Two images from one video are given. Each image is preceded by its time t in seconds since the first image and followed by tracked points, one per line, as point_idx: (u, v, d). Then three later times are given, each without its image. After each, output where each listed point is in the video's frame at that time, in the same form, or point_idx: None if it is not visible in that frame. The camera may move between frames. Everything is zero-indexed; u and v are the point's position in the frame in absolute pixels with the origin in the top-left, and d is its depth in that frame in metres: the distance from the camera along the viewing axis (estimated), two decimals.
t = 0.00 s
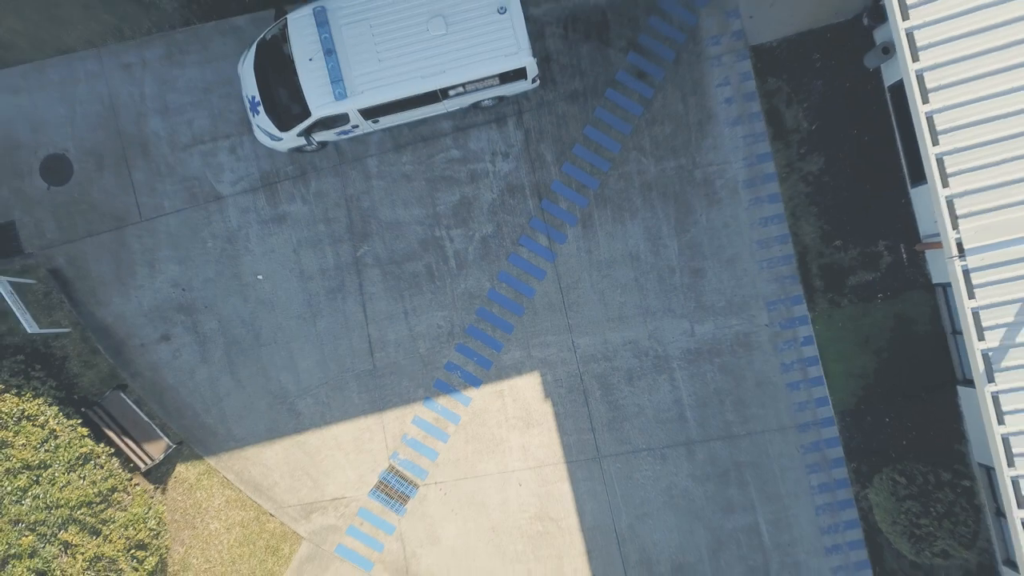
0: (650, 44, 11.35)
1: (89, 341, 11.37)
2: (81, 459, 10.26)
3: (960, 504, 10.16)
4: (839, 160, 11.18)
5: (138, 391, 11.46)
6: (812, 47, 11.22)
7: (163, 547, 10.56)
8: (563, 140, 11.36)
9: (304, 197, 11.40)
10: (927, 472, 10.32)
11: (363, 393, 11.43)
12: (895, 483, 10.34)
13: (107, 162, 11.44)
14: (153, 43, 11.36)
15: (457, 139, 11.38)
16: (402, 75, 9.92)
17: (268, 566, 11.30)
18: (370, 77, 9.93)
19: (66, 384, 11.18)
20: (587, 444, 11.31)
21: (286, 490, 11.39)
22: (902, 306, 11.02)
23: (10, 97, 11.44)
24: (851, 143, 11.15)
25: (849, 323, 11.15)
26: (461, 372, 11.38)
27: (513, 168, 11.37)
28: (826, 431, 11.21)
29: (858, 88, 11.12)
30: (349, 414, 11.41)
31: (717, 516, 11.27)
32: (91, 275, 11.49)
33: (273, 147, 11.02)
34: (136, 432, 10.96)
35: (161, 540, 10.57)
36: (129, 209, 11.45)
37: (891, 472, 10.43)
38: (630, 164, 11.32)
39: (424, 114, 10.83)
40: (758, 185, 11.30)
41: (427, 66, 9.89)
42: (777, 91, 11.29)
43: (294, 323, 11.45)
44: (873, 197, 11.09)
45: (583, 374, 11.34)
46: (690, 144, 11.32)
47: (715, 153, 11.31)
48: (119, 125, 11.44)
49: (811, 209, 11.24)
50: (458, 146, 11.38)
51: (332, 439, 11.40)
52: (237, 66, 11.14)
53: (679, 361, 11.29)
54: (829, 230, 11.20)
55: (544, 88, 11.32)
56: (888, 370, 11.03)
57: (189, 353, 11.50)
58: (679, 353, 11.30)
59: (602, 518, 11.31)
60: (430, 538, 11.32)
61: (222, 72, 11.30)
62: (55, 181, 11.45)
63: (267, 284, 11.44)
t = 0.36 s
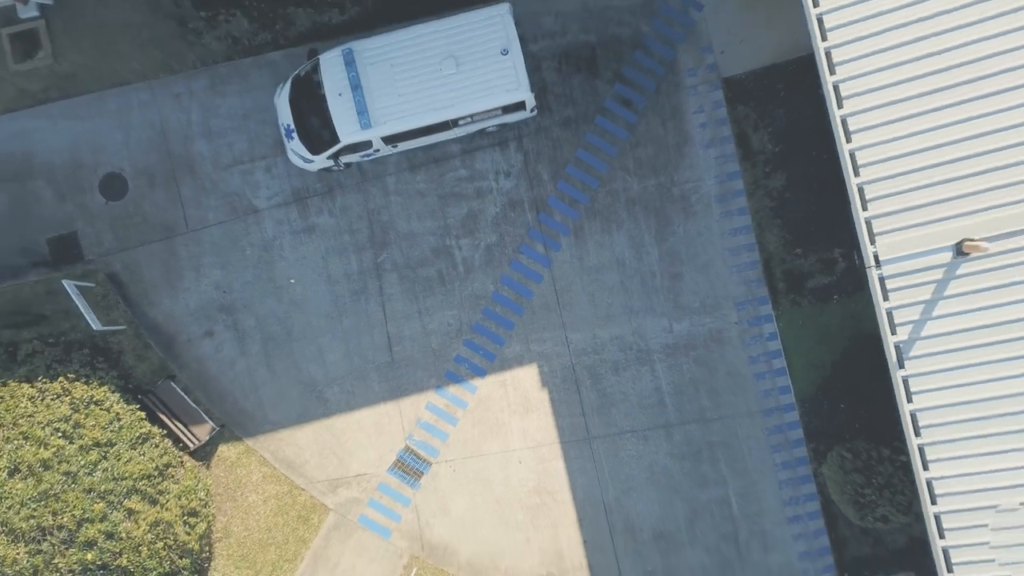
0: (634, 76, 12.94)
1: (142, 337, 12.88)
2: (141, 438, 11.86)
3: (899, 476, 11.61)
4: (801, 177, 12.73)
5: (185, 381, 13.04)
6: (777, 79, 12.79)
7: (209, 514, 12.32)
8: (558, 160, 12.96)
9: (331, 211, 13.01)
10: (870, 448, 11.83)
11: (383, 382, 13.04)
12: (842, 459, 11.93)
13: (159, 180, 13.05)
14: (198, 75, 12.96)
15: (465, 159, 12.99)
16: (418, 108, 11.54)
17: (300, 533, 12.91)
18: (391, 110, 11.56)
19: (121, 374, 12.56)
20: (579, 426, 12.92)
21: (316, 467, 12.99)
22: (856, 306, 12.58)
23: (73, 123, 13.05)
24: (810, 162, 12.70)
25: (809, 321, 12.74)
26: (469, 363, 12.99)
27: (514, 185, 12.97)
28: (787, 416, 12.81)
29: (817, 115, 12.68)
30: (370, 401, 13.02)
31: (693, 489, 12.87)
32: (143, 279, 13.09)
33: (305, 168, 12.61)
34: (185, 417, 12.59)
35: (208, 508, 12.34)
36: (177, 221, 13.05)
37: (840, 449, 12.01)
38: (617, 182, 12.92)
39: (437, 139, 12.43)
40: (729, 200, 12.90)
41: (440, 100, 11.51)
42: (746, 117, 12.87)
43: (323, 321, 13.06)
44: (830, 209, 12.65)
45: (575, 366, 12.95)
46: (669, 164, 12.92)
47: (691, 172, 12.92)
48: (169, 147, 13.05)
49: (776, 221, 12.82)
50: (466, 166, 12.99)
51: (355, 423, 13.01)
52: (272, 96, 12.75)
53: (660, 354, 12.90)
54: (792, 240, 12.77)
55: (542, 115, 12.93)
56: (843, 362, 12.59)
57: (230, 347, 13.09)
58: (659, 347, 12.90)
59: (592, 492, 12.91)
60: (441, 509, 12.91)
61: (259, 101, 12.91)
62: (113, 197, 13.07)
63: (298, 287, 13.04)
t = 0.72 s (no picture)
0: (620, 99, 14.58)
1: (183, 330, 14.55)
2: (186, 418, 13.52)
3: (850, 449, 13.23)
4: (768, 189, 14.38)
5: (221, 369, 14.67)
6: (746, 101, 14.45)
7: (245, 486, 13.95)
8: (552, 174, 14.62)
9: (351, 218, 14.66)
10: (826, 426, 13.44)
11: (397, 370, 14.69)
12: (802, 435, 13.57)
13: (198, 191, 14.70)
14: (233, 99, 14.60)
15: (469, 173, 14.65)
16: (429, 129, 13.20)
17: (323, 504, 14.57)
18: (406, 132, 13.24)
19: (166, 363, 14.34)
20: (571, 409, 14.58)
21: (338, 445, 14.63)
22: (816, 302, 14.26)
23: (122, 141, 14.69)
24: (776, 175, 14.36)
25: (775, 316, 14.39)
26: (473, 354, 14.64)
27: (514, 195, 14.63)
28: (755, 399, 14.47)
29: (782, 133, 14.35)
30: (385, 387, 14.67)
31: (672, 465, 14.52)
32: (184, 279, 14.73)
33: (328, 180, 14.25)
34: (223, 401, 14.13)
35: (244, 481, 13.97)
36: (214, 228, 14.70)
37: (800, 427, 13.64)
38: (604, 193, 14.58)
39: (445, 156, 14.08)
40: (704, 209, 14.55)
41: (448, 122, 13.16)
42: (719, 136, 14.51)
43: (343, 316, 14.71)
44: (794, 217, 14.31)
45: (568, 355, 14.60)
46: (650, 176, 14.58)
47: (671, 183, 14.57)
48: (207, 162, 14.70)
49: (746, 227, 14.45)
50: (471, 178, 14.64)
51: (372, 406, 14.66)
52: (299, 117, 14.40)
53: (642, 345, 14.55)
54: (760, 244, 14.41)
55: (538, 133, 14.58)
56: (805, 352, 14.27)
57: (260, 339, 14.73)
58: (642, 339, 14.56)
59: (583, 467, 14.56)
60: (449, 483, 14.56)
61: (287, 122, 14.57)
62: (157, 206, 14.72)
63: (322, 286, 14.70)
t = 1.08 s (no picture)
0: (610, 113, 16.27)
1: (219, 319, 16.20)
2: (224, 396, 15.23)
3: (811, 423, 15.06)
4: (741, 193, 16.11)
5: (253, 355, 16.37)
6: (723, 115, 16.17)
7: (276, 457, 15.63)
8: (549, 179, 16.32)
9: (369, 219, 16.37)
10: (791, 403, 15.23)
11: (410, 355, 16.39)
12: (771, 411, 15.32)
13: (232, 195, 16.41)
14: (263, 112, 16.29)
15: (475, 178, 16.35)
16: (440, 141, 14.90)
17: (344, 475, 16.26)
18: (420, 143, 14.94)
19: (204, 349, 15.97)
20: (566, 389, 16.29)
21: (357, 423, 16.33)
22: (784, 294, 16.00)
23: (163, 150, 16.38)
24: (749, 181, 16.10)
25: (748, 306, 16.12)
26: (479, 340, 16.34)
27: (515, 198, 16.33)
28: (730, 381, 16.18)
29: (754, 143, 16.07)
30: (400, 370, 16.37)
31: (657, 440, 16.23)
32: (219, 274, 16.43)
33: (349, 185, 15.95)
34: (255, 382, 15.82)
35: (275, 453, 15.64)
36: (247, 227, 16.40)
37: (769, 404, 15.39)
38: (596, 196, 16.29)
39: (454, 164, 15.77)
40: (685, 211, 16.25)
41: (457, 135, 14.86)
42: (698, 145, 16.21)
43: (362, 307, 16.41)
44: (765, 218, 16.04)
45: (563, 342, 16.31)
46: (637, 181, 16.29)
47: (656, 188, 16.27)
48: (240, 169, 16.40)
49: (723, 227, 16.16)
50: (476, 183, 16.35)
51: (388, 388, 16.36)
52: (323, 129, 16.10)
53: (630, 332, 16.26)
54: (735, 242, 16.13)
55: (536, 143, 16.29)
56: (774, 338, 16.00)
57: (288, 328, 16.42)
58: (630, 327, 16.27)
59: (577, 442, 16.26)
60: (457, 456, 16.26)
61: (312, 133, 16.28)
62: (195, 209, 16.42)
63: (343, 280, 16.40)
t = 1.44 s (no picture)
0: (606, 126, 18.00)
1: (252, 312, 17.95)
2: (260, 381, 16.97)
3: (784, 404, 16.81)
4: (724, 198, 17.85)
5: (283, 345, 18.11)
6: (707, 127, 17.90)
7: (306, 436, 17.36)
8: (550, 185, 18.05)
9: (387, 222, 18.10)
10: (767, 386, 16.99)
11: (425, 345, 18.13)
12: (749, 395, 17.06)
13: (264, 200, 18.14)
14: (292, 125, 17.99)
15: (484, 185, 18.07)
16: (453, 153, 16.64)
17: (366, 453, 18.01)
18: (434, 154, 16.68)
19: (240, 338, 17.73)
20: (566, 376, 18.03)
21: (377, 406, 18.08)
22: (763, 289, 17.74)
23: (202, 159, 18.09)
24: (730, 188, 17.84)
25: (730, 300, 17.87)
26: (487, 331, 18.08)
27: (520, 203, 18.06)
28: (713, 368, 17.92)
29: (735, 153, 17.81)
30: (416, 359, 18.11)
31: (648, 422, 17.96)
32: (252, 271, 18.16)
33: (370, 191, 17.68)
34: (285, 368, 17.56)
35: (305, 432, 17.37)
36: (277, 229, 18.14)
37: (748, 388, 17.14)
38: (593, 201, 18.02)
39: (464, 172, 17.51)
40: (674, 214, 17.97)
41: (468, 147, 16.59)
42: (686, 155, 17.93)
43: (382, 301, 18.14)
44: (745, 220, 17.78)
45: (563, 333, 18.05)
46: (630, 188, 18.01)
47: (647, 193, 18.00)
48: (271, 176, 18.12)
49: (708, 229, 17.90)
50: (485, 189, 18.07)
51: (405, 374, 18.10)
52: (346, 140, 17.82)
53: (623, 324, 18.00)
54: (718, 243, 17.87)
55: (539, 153, 18.01)
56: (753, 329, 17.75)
57: (314, 320, 18.15)
58: (623, 319, 18.00)
59: (576, 423, 18.00)
60: (467, 436, 18.00)
61: (336, 144, 18.00)
62: (231, 212, 18.14)
63: (365, 276, 18.14)
